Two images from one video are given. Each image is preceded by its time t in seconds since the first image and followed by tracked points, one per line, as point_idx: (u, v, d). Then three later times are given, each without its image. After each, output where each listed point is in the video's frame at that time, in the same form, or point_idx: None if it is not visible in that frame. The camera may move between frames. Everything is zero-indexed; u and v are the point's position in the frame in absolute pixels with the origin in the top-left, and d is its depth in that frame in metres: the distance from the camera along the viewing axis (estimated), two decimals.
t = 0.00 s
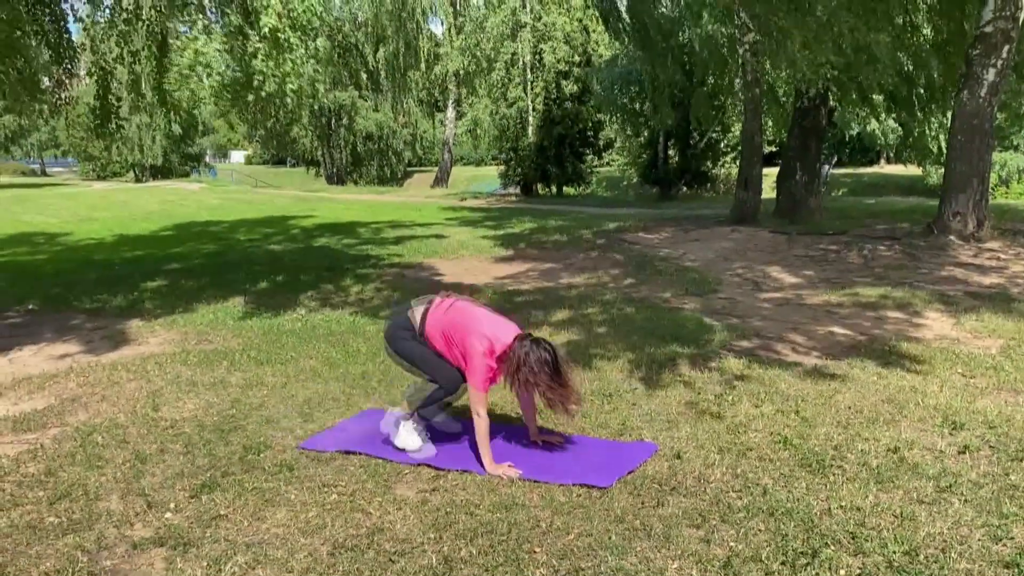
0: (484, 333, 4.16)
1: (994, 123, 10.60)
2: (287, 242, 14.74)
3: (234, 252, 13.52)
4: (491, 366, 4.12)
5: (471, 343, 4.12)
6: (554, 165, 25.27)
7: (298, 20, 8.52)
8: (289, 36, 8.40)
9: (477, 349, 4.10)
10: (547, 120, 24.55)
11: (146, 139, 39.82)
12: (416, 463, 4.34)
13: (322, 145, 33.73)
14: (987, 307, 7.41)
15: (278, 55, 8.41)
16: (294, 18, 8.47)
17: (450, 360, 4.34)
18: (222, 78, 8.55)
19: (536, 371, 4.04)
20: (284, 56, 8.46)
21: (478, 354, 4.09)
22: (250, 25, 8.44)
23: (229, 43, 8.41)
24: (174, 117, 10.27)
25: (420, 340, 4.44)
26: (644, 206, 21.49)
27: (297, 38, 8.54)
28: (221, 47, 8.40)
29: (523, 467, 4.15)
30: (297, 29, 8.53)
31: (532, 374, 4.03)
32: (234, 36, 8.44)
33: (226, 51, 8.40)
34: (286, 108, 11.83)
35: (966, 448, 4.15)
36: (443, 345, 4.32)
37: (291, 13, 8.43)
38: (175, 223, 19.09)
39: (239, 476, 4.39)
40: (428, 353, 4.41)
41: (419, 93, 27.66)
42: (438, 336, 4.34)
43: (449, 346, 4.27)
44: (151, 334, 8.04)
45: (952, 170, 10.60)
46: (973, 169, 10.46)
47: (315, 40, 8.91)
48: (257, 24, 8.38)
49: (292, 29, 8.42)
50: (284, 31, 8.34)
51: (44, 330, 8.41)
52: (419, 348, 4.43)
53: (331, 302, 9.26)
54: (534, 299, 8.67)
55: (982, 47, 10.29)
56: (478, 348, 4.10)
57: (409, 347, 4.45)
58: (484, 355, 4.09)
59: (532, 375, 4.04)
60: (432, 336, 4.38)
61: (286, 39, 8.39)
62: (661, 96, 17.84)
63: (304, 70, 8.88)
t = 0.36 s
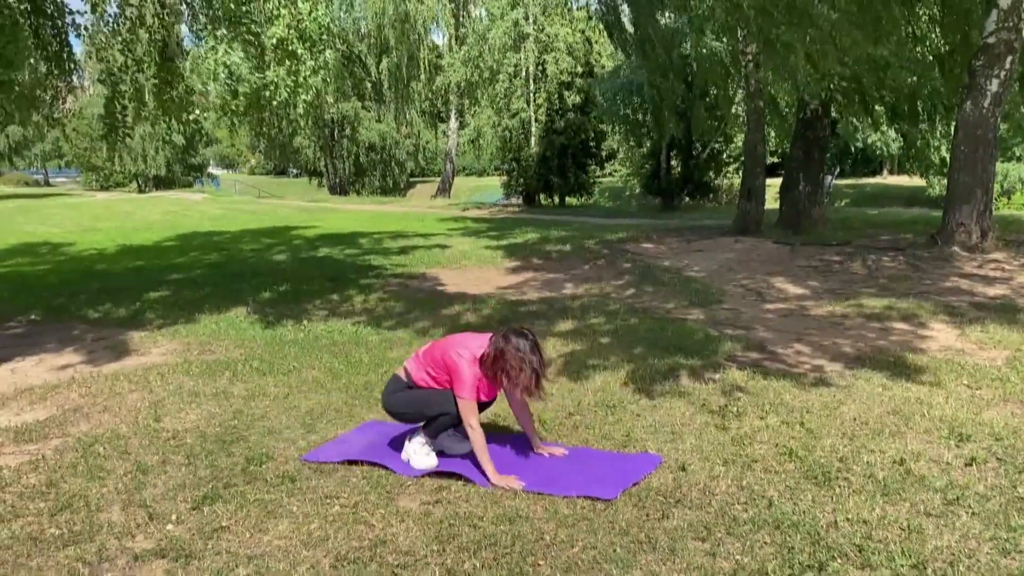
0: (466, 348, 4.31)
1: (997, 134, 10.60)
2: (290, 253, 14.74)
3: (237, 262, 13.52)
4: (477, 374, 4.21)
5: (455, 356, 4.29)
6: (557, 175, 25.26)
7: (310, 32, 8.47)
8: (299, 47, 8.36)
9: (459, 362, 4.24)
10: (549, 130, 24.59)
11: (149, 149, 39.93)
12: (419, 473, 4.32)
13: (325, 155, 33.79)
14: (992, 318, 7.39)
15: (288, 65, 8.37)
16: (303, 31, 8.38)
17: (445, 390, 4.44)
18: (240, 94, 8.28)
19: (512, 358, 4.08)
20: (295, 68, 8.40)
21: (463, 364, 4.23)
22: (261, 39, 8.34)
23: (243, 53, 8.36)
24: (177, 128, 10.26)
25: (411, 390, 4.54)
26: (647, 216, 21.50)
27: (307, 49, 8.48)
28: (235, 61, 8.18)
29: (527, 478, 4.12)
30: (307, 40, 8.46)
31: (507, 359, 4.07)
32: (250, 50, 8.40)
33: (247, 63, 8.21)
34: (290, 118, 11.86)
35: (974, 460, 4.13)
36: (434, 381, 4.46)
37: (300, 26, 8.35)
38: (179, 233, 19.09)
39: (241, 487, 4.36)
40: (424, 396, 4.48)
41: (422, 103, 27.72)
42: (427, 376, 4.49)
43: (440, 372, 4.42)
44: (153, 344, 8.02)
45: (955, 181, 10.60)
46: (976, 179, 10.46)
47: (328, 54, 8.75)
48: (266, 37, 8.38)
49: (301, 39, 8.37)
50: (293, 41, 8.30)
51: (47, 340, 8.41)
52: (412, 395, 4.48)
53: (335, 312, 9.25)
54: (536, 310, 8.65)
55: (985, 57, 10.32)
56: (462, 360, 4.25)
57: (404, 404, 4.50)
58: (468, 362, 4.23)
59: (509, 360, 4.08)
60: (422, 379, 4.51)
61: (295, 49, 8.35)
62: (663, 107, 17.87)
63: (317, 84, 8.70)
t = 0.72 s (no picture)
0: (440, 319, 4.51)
1: (1000, 147, 10.59)
2: (292, 266, 14.71)
3: (239, 276, 13.50)
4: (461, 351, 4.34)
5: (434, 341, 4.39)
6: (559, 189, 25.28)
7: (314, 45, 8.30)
8: (301, 60, 8.19)
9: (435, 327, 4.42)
10: (551, 144, 24.67)
11: (152, 163, 40.04)
12: (421, 490, 4.27)
13: (328, 169, 33.86)
14: (997, 332, 7.34)
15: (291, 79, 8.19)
16: (305, 44, 8.22)
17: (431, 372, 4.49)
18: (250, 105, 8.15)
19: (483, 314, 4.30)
20: (295, 82, 8.24)
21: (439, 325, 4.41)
22: (264, 51, 8.22)
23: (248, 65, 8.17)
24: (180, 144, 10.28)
25: (407, 388, 4.60)
26: (649, 230, 21.51)
27: (309, 63, 8.29)
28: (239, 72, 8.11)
29: (530, 495, 4.08)
30: (309, 53, 8.28)
31: (483, 311, 4.28)
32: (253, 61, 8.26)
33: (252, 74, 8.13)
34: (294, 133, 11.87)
35: (982, 477, 4.08)
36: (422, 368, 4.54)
37: (303, 39, 8.18)
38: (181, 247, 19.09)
39: (242, 504, 4.32)
40: (420, 393, 4.55)
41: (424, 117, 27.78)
42: (417, 368, 4.59)
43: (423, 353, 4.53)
44: (155, 358, 7.99)
45: (958, 194, 10.58)
46: (979, 193, 10.44)
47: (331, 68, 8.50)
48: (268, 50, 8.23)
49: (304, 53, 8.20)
50: (295, 55, 8.14)
51: (48, 355, 8.39)
52: (406, 393, 4.53)
53: (337, 326, 9.22)
54: (539, 323, 8.62)
55: (987, 71, 10.33)
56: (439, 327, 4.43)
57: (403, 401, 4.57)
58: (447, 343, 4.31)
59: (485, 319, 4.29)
60: (412, 372, 4.60)
61: (297, 62, 8.18)
62: (664, 121, 17.95)
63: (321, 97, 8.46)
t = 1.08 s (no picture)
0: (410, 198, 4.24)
1: (1003, 160, 10.54)
2: (293, 280, 14.66)
3: (239, 291, 13.44)
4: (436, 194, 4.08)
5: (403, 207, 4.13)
6: (560, 203, 25.36)
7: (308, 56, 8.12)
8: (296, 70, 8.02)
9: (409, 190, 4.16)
10: (551, 156, 24.71)
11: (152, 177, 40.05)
12: (421, 509, 4.18)
13: (328, 183, 33.87)
14: (1004, 346, 7.27)
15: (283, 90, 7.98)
16: (300, 55, 8.05)
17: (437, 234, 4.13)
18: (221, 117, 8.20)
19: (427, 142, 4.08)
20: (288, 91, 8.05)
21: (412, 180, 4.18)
22: (260, 63, 7.97)
23: (237, 78, 7.96)
24: (180, 160, 10.30)
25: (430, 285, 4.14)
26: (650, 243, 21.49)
27: (303, 75, 8.09)
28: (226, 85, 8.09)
29: (533, 513, 4.00)
30: (303, 64, 8.09)
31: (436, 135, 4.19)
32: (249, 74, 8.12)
33: (241, 86, 7.94)
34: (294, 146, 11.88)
35: (994, 495, 4.01)
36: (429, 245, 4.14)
37: (296, 48, 8.02)
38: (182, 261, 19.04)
39: (239, 523, 4.24)
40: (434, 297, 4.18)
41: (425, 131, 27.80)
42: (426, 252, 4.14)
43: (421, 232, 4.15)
44: (153, 374, 7.92)
45: (961, 207, 10.54)
46: (983, 205, 10.39)
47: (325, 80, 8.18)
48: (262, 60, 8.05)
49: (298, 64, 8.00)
50: (289, 66, 7.94)
51: (45, 370, 8.31)
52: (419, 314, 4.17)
53: (337, 340, 9.15)
54: (540, 337, 8.54)
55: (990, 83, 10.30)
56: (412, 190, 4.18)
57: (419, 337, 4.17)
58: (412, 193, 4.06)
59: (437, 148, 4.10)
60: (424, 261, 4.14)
61: (290, 73, 7.98)
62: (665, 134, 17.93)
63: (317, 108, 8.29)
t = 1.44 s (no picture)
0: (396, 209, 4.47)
1: (1004, 171, 10.54)
2: (292, 293, 14.64)
3: (238, 303, 13.41)
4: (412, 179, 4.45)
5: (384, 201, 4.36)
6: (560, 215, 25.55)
7: (302, 64, 7.79)
8: (290, 80, 7.77)
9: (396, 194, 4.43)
10: (550, 168, 24.95)
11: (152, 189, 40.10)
12: (420, 525, 4.15)
13: (329, 196, 33.87)
14: (1007, 358, 7.23)
15: (278, 98, 7.81)
16: (294, 64, 7.77)
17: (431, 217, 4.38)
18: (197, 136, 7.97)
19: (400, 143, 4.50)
20: (282, 101, 7.83)
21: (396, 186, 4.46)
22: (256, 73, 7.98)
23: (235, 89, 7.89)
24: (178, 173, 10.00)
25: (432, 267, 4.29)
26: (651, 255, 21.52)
27: (299, 84, 7.84)
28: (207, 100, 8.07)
29: (533, 528, 3.97)
30: (298, 74, 7.81)
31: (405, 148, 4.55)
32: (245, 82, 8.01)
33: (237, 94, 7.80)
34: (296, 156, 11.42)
35: (998, 509, 3.96)
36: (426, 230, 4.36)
37: (291, 59, 7.76)
38: (181, 274, 19.01)
39: (236, 538, 4.20)
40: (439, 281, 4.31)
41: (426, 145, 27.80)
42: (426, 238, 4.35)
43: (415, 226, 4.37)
44: (151, 387, 7.88)
45: (961, 218, 10.54)
46: (983, 217, 10.38)
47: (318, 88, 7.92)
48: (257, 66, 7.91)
49: (293, 74, 7.77)
50: (282, 76, 7.73)
51: (43, 383, 8.28)
52: (415, 311, 4.30)
53: (337, 353, 9.11)
54: (540, 350, 8.51)
55: (990, 94, 10.30)
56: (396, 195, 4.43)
57: (416, 333, 4.30)
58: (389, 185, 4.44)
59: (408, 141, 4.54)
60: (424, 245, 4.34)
61: (284, 82, 7.77)
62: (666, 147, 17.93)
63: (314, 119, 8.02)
